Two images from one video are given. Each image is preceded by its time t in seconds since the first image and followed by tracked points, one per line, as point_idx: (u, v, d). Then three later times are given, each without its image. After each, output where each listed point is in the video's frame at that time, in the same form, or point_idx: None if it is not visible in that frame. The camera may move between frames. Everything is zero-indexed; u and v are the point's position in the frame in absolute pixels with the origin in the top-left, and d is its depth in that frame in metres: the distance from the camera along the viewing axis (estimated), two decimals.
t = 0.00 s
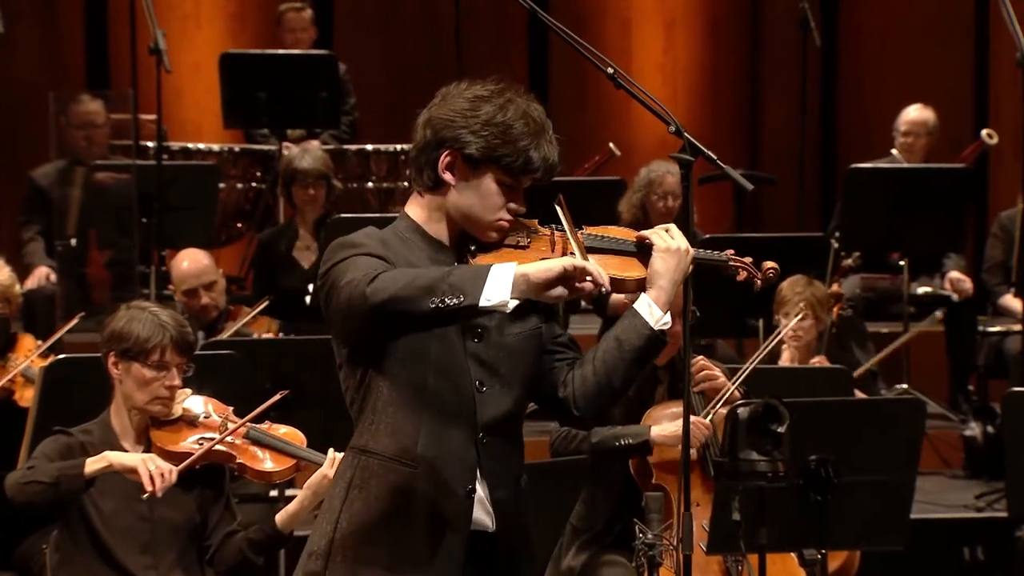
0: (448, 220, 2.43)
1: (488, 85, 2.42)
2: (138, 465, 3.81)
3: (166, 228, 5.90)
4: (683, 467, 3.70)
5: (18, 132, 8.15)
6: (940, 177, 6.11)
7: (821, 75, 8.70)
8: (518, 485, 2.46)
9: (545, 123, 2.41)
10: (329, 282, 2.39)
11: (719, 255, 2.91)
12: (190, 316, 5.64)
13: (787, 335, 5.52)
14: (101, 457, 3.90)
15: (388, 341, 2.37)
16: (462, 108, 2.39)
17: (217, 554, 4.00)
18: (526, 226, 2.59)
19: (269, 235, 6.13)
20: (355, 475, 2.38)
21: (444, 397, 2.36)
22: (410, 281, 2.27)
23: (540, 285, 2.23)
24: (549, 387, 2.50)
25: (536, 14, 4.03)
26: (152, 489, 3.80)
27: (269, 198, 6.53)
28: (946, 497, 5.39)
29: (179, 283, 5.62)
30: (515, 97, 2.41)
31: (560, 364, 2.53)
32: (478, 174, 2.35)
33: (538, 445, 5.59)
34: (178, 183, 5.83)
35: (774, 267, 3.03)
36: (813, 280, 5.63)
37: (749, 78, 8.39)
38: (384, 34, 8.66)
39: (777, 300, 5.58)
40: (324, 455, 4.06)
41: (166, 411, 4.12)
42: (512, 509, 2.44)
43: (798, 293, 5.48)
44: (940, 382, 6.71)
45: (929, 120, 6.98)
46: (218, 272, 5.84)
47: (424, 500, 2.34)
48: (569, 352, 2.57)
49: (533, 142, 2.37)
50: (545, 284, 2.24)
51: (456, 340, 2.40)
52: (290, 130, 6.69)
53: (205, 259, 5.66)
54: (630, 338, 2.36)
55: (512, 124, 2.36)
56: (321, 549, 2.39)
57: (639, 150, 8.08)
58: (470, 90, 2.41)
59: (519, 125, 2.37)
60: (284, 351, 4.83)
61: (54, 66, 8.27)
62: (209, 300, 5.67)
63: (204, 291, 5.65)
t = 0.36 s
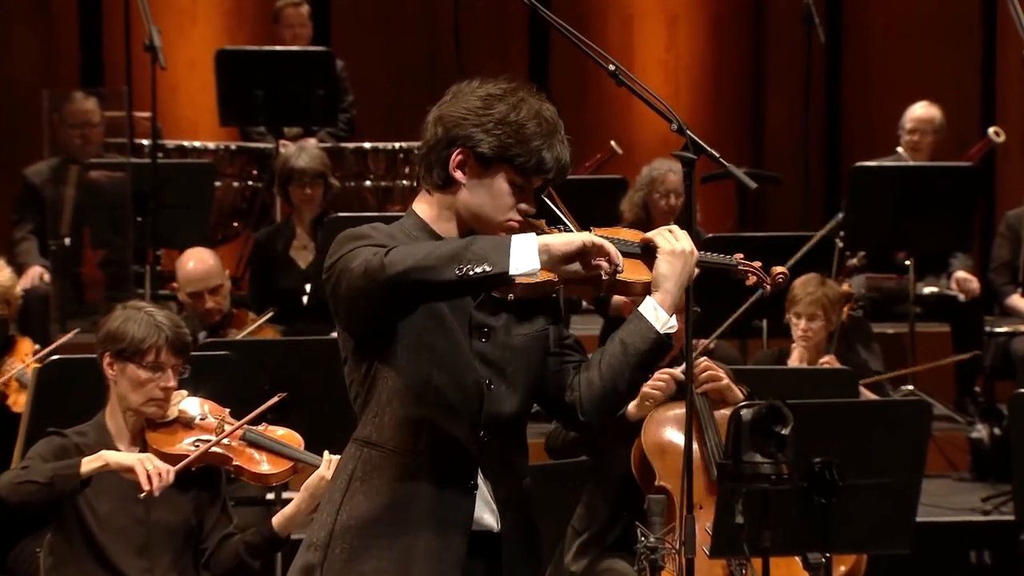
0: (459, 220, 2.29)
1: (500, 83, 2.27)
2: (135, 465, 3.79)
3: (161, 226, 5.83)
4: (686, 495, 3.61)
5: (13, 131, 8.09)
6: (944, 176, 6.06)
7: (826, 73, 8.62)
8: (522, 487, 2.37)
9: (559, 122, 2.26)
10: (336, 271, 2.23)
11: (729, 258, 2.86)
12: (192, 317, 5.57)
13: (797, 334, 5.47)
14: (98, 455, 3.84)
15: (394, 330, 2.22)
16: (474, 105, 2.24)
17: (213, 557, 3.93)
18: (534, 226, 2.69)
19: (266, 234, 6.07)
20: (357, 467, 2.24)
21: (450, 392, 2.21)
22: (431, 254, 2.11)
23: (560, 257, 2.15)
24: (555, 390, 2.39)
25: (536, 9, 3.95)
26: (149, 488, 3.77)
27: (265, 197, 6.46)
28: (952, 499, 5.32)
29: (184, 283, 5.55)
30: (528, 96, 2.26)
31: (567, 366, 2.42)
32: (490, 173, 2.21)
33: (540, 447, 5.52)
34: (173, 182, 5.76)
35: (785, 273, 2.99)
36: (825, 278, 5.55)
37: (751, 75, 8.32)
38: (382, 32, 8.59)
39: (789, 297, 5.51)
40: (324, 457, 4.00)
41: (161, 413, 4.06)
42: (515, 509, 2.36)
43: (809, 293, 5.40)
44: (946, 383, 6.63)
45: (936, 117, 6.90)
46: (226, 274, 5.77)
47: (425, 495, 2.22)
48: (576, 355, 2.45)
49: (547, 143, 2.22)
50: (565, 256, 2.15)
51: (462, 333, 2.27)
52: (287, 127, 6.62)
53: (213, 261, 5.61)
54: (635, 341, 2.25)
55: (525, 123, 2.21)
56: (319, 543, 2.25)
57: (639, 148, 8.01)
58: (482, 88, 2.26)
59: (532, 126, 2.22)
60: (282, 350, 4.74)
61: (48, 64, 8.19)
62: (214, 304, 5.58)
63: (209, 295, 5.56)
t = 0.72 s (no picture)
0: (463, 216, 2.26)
1: (503, 80, 2.25)
2: (151, 450, 3.83)
3: (156, 225, 5.77)
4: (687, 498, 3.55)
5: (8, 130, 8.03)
6: (950, 175, 5.98)
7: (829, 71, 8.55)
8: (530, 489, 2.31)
9: (563, 121, 2.25)
10: (339, 265, 2.20)
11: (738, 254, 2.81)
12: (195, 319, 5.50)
13: (809, 337, 5.45)
14: (112, 439, 3.84)
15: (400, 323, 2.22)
16: (476, 103, 2.21)
17: (211, 560, 3.86)
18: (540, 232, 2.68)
19: (262, 234, 6.01)
20: (362, 462, 2.22)
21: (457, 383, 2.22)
22: (449, 228, 2.13)
23: (559, 229, 2.18)
24: (561, 389, 2.32)
25: (536, 5, 3.89)
26: (162, 475, 3.83)
27: (261, 196, 6.39)
28: (958, 503, 5.25)
29: (191, 283, 5.49)
30: (531, 93, 2.24)
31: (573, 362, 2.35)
32: (493, 172, 2.20)
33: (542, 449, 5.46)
34: (169, 181, 5.70)
35: (793, 268, 2.93)
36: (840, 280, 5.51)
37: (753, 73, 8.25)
38: (380, 29, 8.52)
39: (802, 299, 5.49)
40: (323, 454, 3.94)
41: (155, 415, 4.00)
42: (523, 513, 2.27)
43: (824, 295, 5.37)
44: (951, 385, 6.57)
45: (941, 115, 6.84)
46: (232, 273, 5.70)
47: (432, 490, 2.18)
48: (583, 353, 2.37)
49: (551, 141, 2.21)
50: (564, 229, 2.19)
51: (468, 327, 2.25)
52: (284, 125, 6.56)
53: (220, 261, 5.54)
54: (645, 339, 2.25)
55: (529, 120, 2.20)
56: (325, 541, 2.22)
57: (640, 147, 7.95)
58: (485, 85, 2.24)
59: (536, 123, 2.20)
60: (283, 349, 4.63)
61: (43, 62, 8.13)
62: (220, 307, 5.51)
63: (215, 297, 5.49)
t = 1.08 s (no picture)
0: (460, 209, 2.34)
1: (495, 75, 2.31)
2: (168, 446, 3.75)
3: (151, 224, 5.71)
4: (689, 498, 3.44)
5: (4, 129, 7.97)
6: (955, 173, 5.91)
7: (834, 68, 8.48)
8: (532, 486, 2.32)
9: (558, 113, 2.30)
10: (343, 256, 2.26)
11: (740, 250, 2.76)
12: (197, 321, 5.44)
13: (817, 339, 5.41)
14: (128, 434, 3.75)
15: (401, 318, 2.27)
16: (470, 99, 2.28)
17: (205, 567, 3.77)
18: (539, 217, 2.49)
19: (259, 233, 5.95)
20: (364, 456, 2.26)
21: (459, 377, 2.27)
22: (473, 203, 2.16)
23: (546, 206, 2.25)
24: (558, 389, 2.35)
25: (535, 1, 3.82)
26: (176, 473, 3.75)
27: (258, 195, 6.33)
28: (965, 506, 5.18)
29: (196, 285, 5.41)
30: (524, 86, 2.30)
31: (570, 363, 2.38)
32: (488, 168, 2.27)
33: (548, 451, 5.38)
34: (164, 180, 5.65)
35: (798, 263, 2.86)
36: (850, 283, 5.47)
37: (756, 72, 8.19)
38: (378, 27, 8.47)
39: (812, 300, 5.44)
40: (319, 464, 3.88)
41: (150, 418, 3.94)
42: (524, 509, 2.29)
43: (832, 298, 5.32)
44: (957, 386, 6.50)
45: (947, 112, 6.77)
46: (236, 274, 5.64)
47: (434, 482, 2.21)
48: (581, 353, 2.41)
49: (546, 135, 2.27)
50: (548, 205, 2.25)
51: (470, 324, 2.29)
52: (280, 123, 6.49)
53: (223, 263, 5.48)
54: (641, 338, 2.26)
55: (524, 115, 2.26)
56: (327, 534, 2.26)
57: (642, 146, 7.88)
58: (478, 81, 2.30)
59: (530, 117, 2.27)
60: (281, 349, 4.56)
61: (38, 61, 8.07)
62: (223, 308, 5.43)
63: (219, 300, 5.41)
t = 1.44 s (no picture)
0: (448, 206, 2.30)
1: (476, 67, 2.27)
2: (177, 451, 3.73)
3: (146, 223, 5.64)
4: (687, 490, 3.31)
5: None
6: (961, 171, 5.84)
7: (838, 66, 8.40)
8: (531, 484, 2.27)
9: (541, 102, 2.26)
10: (337, 254, 2.20)
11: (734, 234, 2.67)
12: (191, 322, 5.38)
13: (828, 343, 5.36)
14: (135, 440, 3.73)
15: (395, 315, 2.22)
16: (452, 92, 2.24)
17: None
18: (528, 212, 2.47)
19: (255, 232, 5.88)
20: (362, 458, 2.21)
21: (456, 374, 2.22)
22: (470, 199, 2.13)
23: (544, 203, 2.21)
24: (555, 380, 2.30)
25: None
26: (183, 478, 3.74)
27: (254, 194, 6.26)
28: (971, 509, 5.10)
29: (191, 287, 5.32)
30: (505, 77, 2.26)
31: (567, 354, 2.34)
32: (475, 160, 2.23)
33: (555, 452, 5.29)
34: (159, 178, 5.58)
35: (793, 243, 2.72)
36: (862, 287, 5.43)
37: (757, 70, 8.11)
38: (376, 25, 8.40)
39: (824, 305, 5.39)
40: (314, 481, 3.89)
41: (146, 424, 3.88)
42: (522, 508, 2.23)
43: (845, 303, 5.27)
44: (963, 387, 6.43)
45: (953, 110, 6.70)
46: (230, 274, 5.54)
47: (434, 482, 2.17)
48: (578, 344, 2.38)
49: (531, 124, 2.23)
50: (547, 202, 2.21)
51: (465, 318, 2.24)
52: (277, 121, 6.43)
53: (217, 263, 5.37)
54: (641, 321, 2.21)
55: (507, 106, 2.22)
56: (326, 538, 2.22)
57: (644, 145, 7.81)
58: (459, 73, 2.26)
59: (514, 107, 2.22)
60: (276, 349, 4.49)
61: (33, 60, 8.01)
62: (219, 310, 5.36)
63: (216, 301, 5.34)
